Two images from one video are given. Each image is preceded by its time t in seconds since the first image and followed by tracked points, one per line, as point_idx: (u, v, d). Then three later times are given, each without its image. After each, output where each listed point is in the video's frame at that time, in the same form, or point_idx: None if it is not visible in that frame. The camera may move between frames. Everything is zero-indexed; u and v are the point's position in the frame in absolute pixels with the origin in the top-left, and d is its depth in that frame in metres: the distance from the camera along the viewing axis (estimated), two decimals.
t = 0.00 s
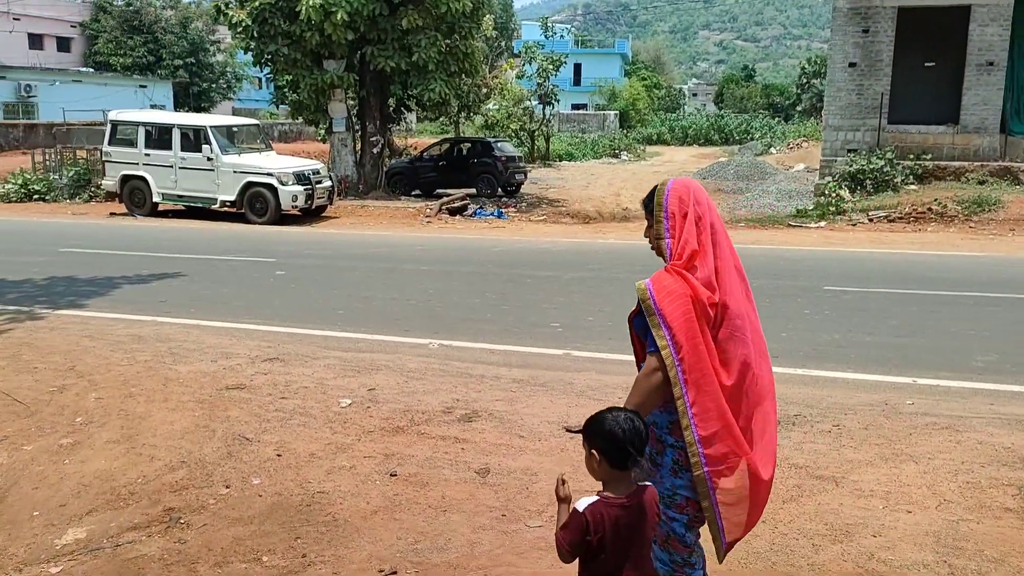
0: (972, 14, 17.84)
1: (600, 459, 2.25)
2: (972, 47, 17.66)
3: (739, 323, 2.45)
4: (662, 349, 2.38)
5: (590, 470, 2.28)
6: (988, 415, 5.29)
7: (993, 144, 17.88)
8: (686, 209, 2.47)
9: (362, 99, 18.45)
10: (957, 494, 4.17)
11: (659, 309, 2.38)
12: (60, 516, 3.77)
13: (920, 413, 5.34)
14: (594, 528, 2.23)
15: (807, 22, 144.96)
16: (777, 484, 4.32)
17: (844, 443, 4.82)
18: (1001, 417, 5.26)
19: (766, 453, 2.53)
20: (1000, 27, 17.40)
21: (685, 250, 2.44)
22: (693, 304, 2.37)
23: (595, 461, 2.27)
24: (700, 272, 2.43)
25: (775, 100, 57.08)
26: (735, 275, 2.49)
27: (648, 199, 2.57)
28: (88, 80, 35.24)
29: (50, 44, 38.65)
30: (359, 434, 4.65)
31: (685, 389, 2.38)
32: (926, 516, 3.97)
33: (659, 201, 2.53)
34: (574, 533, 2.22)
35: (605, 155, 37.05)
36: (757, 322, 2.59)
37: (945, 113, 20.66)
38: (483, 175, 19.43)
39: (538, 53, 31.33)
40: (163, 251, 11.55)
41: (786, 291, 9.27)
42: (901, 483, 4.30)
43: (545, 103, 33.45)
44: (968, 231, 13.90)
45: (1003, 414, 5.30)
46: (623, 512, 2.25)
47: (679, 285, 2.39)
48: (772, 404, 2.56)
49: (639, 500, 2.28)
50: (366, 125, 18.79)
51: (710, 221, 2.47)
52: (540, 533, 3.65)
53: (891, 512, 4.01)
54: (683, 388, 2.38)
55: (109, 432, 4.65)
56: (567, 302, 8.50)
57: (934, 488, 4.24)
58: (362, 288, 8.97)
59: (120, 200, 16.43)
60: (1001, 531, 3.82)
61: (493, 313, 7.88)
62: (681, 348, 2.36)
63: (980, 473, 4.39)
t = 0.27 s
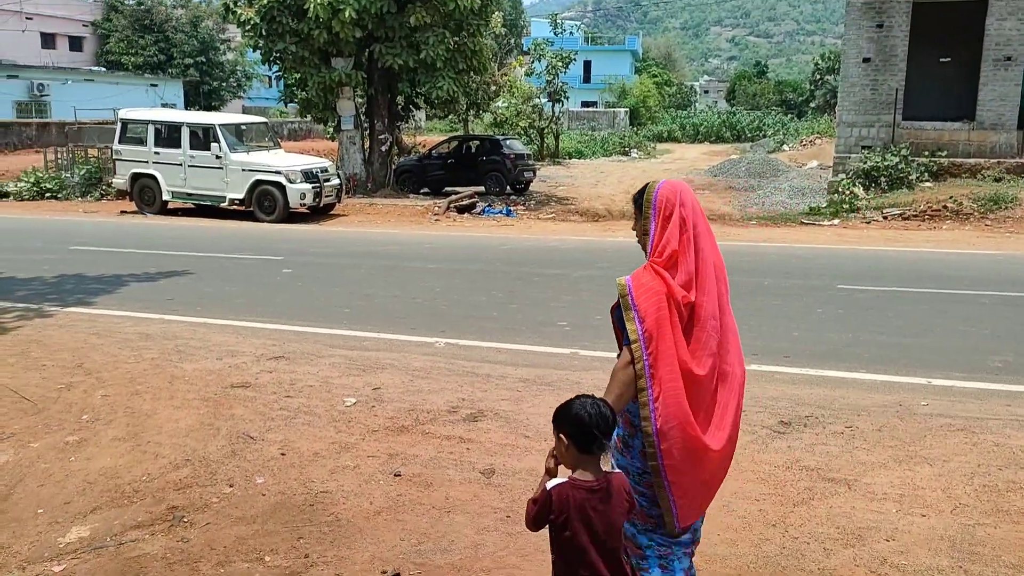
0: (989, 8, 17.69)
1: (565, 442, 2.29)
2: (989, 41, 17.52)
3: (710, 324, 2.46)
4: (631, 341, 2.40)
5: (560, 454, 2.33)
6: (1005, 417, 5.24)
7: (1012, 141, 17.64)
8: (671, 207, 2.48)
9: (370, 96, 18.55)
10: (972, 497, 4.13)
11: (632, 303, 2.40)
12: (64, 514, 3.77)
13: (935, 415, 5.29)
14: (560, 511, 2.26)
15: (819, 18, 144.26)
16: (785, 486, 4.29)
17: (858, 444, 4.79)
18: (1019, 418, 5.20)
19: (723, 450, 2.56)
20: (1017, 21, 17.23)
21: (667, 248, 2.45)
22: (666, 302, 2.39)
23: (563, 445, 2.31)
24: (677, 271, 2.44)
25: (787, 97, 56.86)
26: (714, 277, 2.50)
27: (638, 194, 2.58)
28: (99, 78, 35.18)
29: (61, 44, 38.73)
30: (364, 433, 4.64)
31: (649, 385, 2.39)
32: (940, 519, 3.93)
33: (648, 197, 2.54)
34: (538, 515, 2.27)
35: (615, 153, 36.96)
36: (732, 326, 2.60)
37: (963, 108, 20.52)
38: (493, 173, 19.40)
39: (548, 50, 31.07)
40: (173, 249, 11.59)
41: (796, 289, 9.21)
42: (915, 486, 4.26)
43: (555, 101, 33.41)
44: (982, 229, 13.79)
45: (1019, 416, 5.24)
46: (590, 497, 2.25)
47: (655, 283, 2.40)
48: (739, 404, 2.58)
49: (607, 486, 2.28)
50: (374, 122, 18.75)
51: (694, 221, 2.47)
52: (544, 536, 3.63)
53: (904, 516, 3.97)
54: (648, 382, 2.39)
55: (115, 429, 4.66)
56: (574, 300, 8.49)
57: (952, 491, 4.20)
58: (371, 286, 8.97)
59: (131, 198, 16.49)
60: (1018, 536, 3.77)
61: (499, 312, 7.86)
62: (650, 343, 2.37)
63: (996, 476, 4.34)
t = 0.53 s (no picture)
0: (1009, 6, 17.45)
1: (570, 425, 2.40)
2: (1007, 41, 17.28)
3: (705, 297, 2.66)
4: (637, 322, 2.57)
5: (563, 435, 2.43)
6: None
7: None
8: (659, 191, 2.64)
9: (385, 94, 18.49)
10: (995, 498, 4.01)
11: (634, 287, 2.56)
12: (75, 514, 3.73)
13: (956, 414, 5.17)
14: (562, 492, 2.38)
15: (837, 17, 143.05)
16: (804, 486, 4.18)
17: (873, 445, 4.66)
18: None
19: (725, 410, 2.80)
20: None
21: (659, 231, 2.62)
22: (665, 283, 2.56)
23: (567, 427, 2.41)
24: (671, 253, 2.62)
25: (803, 96, 56.43)
26: (704, 254, 2.69)
27: (626, 181, 2.71)
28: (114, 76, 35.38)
29: (77, 42, 38.96)
30: (378, 433, 4.58)
31: (656, 361, 2.59)
32: (962, 520, 3.82)
33: (637, 183, 2.68)
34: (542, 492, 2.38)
35: (631, 152, 36.80)
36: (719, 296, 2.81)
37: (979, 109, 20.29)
38: (508, 171, 19.33)
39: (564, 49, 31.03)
40: (188, 247, 11.60)
41: (815, 288, 9.07)
42: (935, 486, 4.14)
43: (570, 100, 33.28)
44: (1001, 228, 13.57)
45: None
46: (591, 476, 2.38)
47: (652, 266, 2.58)
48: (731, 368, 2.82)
49: (608, 466, 2.42)
50: (390, 120, 18.78)
51: (681, 203, 2.64)
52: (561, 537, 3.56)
53: (925, 517, 3.86)
54: (656, 358, 2.59)
55: (127, 429, 4.63)
56: (589, 299, 8.40)
57: (970, 492, 4.08)
58: (385, 285, 8.92)
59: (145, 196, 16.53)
60: None
61: (515, 311, 7.79)
62: (656, 323, 2.55)
63: (1020, 476, 4.23)
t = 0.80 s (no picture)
0: None
1: (588, 392, 2.44)
2: None
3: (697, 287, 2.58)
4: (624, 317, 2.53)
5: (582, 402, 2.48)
6: None
7: None
8: (645, 185, 2.58)
9: (411, 82, 18.39)
10: None
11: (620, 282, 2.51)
12: (100, 507, 3.68)
13: (997, 406, 4.97)
14: (583, 456, 2.43)
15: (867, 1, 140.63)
16: (843, 481, 3.98)
17: (916, 438, 4.46)
18: None
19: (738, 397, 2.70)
20: None
21: (645, 226, 2.56)
22: (652, 276, 2.50)
23: (586, 395, 2.46)
24: (658, 245, 2.56)
25: (830, 83, 55.59)
26: (695, 246, 2.62)
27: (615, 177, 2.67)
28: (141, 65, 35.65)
29: (104, 30, 39.23)
30: (407, 424, 4.48)
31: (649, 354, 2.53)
32: (1009, 518, 3.63)
33: (626, 179, 2.63)
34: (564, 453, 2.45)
35: (658, 139, 36.43)
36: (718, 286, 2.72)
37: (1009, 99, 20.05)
38: (535, 159, 19.16)
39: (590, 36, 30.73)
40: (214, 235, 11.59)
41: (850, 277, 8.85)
42: (978, 482, 3.95)
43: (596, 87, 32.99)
44: None
45: None
46: (612, 442, 2.44)
47: (638, 260, 2.52)
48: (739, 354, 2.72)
49: (627, 434, 2.47)
50: (416, 108, 18.71)
51: (669, 196, 2.58)
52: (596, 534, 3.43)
53: (968, 513, 3.67)
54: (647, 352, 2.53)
55: (152, 420, 4.57)
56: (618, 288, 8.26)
57: (1016, 489, 3.89)
58: (411, 273, 8.83)
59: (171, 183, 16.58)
60: None
61: (544, 299, 7.66)
62: (643, 316, 2.50)
63: None
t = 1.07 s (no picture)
0: None
1: (612, 383, 2.50)
2: None
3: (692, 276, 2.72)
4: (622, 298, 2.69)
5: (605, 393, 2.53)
6: None
7: None
8: (654, 173, 2.70)
9: (459, 80, 18.39)
10: None
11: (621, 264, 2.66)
12: (151, 510, 3.68)
13: None
14: (607, 446, 2.49)
15: None
16: (910, 491, 3.69)
17: (987, 446, 4.19)
18: None
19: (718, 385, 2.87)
20: None
21: (650, 212, 2.70)
22: (652, 261, 2.65)
23: (610, 385, 2.51)
24: (660, 232, 2.70)
25: (884, 77, 54.17)
26: (696, 234, 2.76)
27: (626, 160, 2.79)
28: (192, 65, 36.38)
29: (158, 32, 40.11)
30: (457, 428, 4.40)
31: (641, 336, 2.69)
32: None
33: (637, 163, 2.75)
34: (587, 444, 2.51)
35: (707, 135, 35.90)
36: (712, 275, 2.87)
37: None
38: (584, 156, 18.95)
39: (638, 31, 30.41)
40: (265, 234, 11.70)
41: (911, 276, 8.52)
42: None
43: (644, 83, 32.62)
44: None
45: None
46: (637, 432, 2.49)
47: (642, 244, 2.66)
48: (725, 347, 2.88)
49: (648, 424, 2.52)
50: (464, 106, 18.70)
51: (676, 184, 2.70)
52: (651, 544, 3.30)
53: None
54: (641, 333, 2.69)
55: (203, 422, 4.57)
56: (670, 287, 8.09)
57: None
58: (460, 272, 8.77)
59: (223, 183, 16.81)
60: None
61: (596, 300, 7.53)
62: (641, 299, 2.66)
63: None
